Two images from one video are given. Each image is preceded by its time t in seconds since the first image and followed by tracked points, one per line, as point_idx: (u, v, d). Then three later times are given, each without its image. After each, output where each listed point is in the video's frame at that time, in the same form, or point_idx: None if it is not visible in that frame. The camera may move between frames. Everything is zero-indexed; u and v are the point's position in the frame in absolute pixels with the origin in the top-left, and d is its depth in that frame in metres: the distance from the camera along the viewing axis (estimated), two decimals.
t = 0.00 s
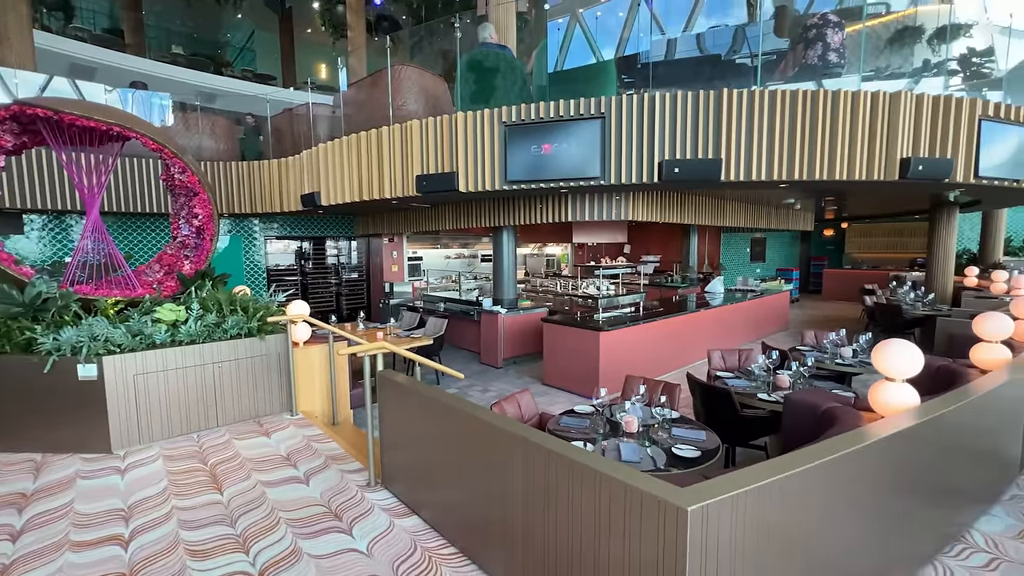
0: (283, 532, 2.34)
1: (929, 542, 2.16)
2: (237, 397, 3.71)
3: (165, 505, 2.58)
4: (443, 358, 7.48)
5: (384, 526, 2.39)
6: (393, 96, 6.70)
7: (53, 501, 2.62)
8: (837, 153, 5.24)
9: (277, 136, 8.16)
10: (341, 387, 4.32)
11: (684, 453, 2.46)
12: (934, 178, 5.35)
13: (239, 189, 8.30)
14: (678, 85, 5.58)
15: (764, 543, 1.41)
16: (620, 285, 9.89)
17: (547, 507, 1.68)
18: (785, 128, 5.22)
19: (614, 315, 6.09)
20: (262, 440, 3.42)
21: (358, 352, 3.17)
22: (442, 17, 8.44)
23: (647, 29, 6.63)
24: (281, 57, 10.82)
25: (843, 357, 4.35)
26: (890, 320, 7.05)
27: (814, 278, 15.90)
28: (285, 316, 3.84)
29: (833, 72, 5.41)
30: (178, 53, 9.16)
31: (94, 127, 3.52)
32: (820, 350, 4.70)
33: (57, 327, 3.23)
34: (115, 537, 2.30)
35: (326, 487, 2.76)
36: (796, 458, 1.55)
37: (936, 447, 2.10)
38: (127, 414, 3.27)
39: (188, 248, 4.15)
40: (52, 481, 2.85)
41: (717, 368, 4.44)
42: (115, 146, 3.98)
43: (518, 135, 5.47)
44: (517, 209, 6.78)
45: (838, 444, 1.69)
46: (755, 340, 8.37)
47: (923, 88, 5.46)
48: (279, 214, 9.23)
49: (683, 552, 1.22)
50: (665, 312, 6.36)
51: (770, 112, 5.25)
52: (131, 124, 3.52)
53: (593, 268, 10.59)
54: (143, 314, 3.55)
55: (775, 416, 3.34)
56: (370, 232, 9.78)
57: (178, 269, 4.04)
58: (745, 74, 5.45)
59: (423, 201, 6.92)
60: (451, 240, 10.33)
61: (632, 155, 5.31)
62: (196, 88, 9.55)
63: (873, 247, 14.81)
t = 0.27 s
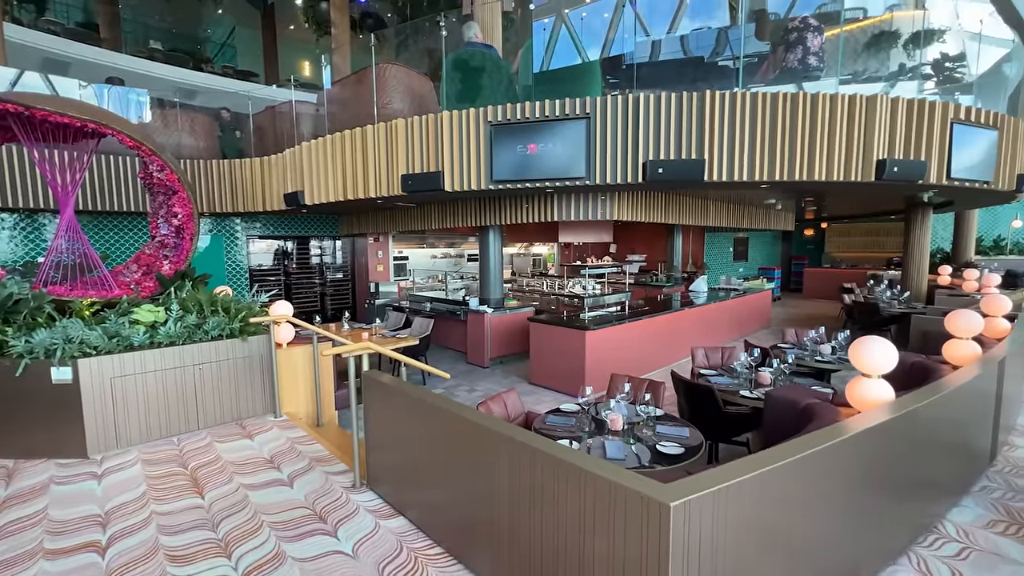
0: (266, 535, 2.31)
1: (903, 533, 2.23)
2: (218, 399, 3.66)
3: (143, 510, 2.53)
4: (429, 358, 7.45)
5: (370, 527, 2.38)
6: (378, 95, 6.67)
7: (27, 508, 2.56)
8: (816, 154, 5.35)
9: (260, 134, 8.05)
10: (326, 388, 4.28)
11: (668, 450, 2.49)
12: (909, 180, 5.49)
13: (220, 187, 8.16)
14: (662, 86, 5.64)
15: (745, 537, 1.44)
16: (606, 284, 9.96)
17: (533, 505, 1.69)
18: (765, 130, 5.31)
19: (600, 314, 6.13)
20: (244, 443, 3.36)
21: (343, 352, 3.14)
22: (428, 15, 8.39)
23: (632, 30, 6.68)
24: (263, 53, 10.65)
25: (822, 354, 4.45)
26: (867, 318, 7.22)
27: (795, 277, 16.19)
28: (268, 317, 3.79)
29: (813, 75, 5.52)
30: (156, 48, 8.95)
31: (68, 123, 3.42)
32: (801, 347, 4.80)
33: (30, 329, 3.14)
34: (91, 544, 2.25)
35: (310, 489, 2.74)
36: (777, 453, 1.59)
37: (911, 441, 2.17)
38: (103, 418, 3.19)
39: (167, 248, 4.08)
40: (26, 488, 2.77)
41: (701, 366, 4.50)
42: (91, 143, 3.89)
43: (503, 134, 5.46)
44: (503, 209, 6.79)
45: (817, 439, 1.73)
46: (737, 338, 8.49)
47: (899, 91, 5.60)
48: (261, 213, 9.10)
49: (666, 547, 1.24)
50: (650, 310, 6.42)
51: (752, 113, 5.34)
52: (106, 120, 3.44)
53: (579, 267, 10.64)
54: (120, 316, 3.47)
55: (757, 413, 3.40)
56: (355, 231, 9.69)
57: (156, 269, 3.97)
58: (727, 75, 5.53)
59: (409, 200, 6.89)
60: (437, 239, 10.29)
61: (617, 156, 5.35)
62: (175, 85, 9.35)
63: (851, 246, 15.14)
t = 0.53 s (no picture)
0: (248, 539, 2.28)
1: (880, 525, 2.29)
2: (198, 402, 3.59)
3: (121, 516, 2.47)
4: (415, 358, 7.41)
5: (355, 529, 2.36)
6: (362, 93, 6.61)
7: None
8: (796, 156, 5.46)
9: (241, 131, 7.91)
10: (310, 389, 4.23)
11: (653, 447, 2.51)
12: (885, 181, 5.63)
13: (200, 186, 8.00)
14: (646, 87, 5.70)
15: (727, 531, 1.47)
16: (592, 283, 10.02)
17: (518, 504, 1.70)
18: (747, 132, 5.39)
19: (586, 314, 6.16)
20: (226, 446, 3.31)
21: (327, 353, 3.11)
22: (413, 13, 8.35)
23: (617, 31, 6.72)
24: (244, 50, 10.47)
25: (802, 352, 4.54)
26: (846, 316, 7.39)
27: (777, 276, 16.49)
28: (250, 318, 3.73)
29: (793, 78, 5.62)
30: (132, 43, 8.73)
31: (40, 119, 3.32)
32: (781, 345, 4.90)
33: (0, 331, 3.05)
34: (66, 552, 2.19)
35: (294, 492, 2.70)
36: (757, 449, 1.62)
37: (886, 435, 2.23)
38: (79, 422, 3.11)
39: (146, 248, 3.99)
40: None
41: (685, 364, 4.56)
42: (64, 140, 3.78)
43: (489, 134, 5.46)
44: (489, 209, 6.78)
45: (796, 434, 1.76)
46: (721, 337, 8.61)
47: (875, 95, 5.74)
48: (243, 213, 8.96)
49: (650, 543, 1.25)
50: (635, 309, 6.48)
51: (734, 115, 5.41)
52: (80, 116, 3.35)
53: (565, 267, 10.69)
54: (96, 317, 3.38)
55: (739, 409, 3.45)
56: (339, 231, 9.60)
57: (134, 269, 3.87)
58: (710, 77, 5.60)
59: (394, 199, 6.84)
60: (423, 239, 10.23)
61: (602, 156, 5.38)
62: (153, 81, 9.14)
63: (830, 246, 15.47)
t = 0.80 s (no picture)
0: (230, 544, 2.24)
1: (857, 518, 2.34)
2: (178, 405, 3.52)
3: (97, 523, 2.42)
4: (401, 359, 7.37)
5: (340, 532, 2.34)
6: (346, 91, 6.54)
7: None
8: (777, 157, 5.56)
9: (222, 129, 7.78)
10: (293, 391, 4.18)
11: (638, 445, 2.54)
12: (863, 182, 5.76)
13: (179, 184, 7.83)
14: (631, 88, 5.75)
15: (710, 527, 1.49)
16: (579, 283, 10.08)
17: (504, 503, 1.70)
18: (730, 133, 5.48)
19: (572, 313, 6.19)
20: (207, 449, 3.25)
21: (311, 354, 3.07)
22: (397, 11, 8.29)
23: (602, 32, 6.76)
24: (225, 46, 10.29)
25: (784, 349, 4.63)
26: (826, 314, 7.54)
27: (759, 275, 16.76)
28: (232, 319, 3.67)
29: (774, 81, 5.71)
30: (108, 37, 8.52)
31: (11, 115, 3.22)
32: (764, 343, 4.98)
33: None
34: (40, 560, 2.13)
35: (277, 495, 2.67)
36: (739, 445, 1.64)
37: (864, 431, 2.28)
38: (52, 427, 3.02)
39: (123, 247, 3.90)
40: None
41: (670, 362, 4.61)
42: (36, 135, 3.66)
43: (475, 133, 5.45)
44: (475, 208, 6.77)
45: (777, 430, 1.80)
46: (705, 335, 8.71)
47: (853, 98, 5.88)
48: (224, 212, 8.81)
49: (634, 540, 1.27)
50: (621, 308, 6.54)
51: (717, 117, 5.48)
52: (55, 113, 3.25)
53: (552, 266, 10.73)
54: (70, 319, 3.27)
55: (722, 407, 3.50)
56: (324, 230, 9.49)
57: (110, 269, 3.78)
58: (694, 79, 5.67)
59: (379, 199, 6.78)
60: (409, 239, 10.17)
61: (588, 156, 5.42)
62: (130, 76, 8.93)
63: (811, 245, 15.78)
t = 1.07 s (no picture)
0: (212, 549, 2.20)
1: (837, 512, 2.39)
2: (158, 408, 3.44)
3: (73, 530, 2.35)
4: (388, 359, 7.31)
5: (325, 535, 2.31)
6: (330, 89, 6.47)
7: None
8: (760, 158, 5.65)
9: (203, 126, 7.65)
10: (277, 392, 4.12)
11: (624, 443, 2.56)
12: (842, 183, 5.88)
13: (158, 183, 7.67)
14: (616, 88, 5.79)
15: (694, 523, 1.51)
16: (566, 282, 10.12)
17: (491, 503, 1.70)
18: (714, 134, 5.54)
19: (559, 312, 6.20)
20: (188, 453, 3.19)
21: (295, 355, 3.04)
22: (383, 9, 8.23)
23: (588, 32, 6.79)
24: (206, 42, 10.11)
25: (766, 347, 4.70)
26: (808, 312, 7.67)
27: (743, 274, 17.00)
28: (214, 320, 3.61)
29: (757, 83, 5.80)
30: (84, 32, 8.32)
31: None
32: (747, 341, 5.05)
33: None
34: (12, 570, 2.06)
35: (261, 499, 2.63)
36: (722, 442, 1.66)
37: (843, 426, 2.33)
38: (25, 433, 2.93)
39: (100, 247, 3.81)
40: None
41: (655, 360, 4.65)
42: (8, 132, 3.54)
43: (462, 132, 5.43)
44: (462, 208, 6.74)
45: (759, 427, 1.83)
46: (690, 334, 8.81)
47: (833, 100, 6.01)
48: (206, 211, 8.67)
49: (619, 537, 1.28)
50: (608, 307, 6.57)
51: (701, 117, 5.54)
52: (27, 109, 3.16)
53: (539, 266, 10.75)
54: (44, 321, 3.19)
55: (707, 404, 3.54)
56: (308, 229, 9.37)
57: (86, 270, 3.69)
58: (678, 80, 5.73)
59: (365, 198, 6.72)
60: (395, 238, 10.09)
61: (574, 156, 5.43)
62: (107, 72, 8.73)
63: (793, 245, 16.06)
